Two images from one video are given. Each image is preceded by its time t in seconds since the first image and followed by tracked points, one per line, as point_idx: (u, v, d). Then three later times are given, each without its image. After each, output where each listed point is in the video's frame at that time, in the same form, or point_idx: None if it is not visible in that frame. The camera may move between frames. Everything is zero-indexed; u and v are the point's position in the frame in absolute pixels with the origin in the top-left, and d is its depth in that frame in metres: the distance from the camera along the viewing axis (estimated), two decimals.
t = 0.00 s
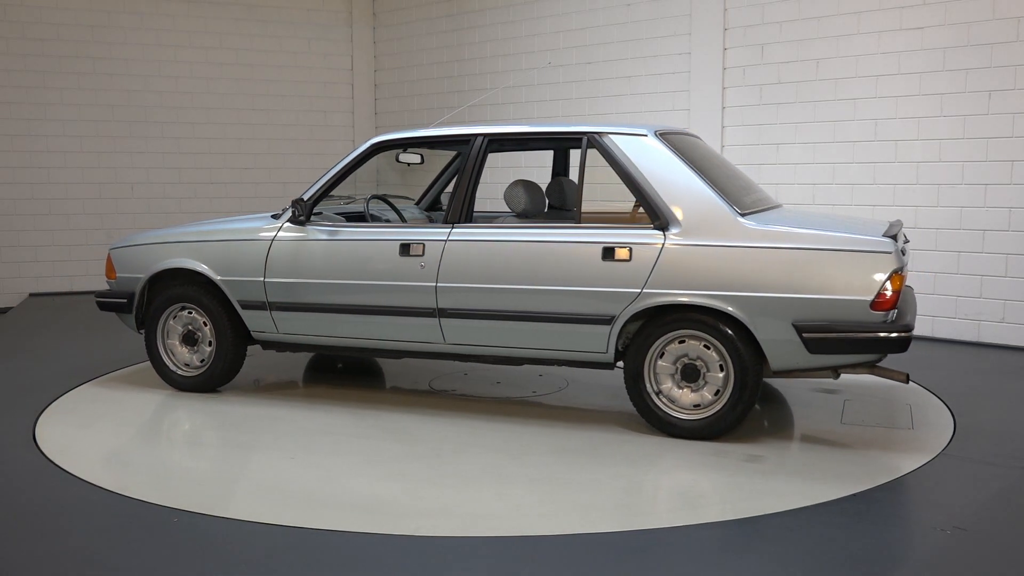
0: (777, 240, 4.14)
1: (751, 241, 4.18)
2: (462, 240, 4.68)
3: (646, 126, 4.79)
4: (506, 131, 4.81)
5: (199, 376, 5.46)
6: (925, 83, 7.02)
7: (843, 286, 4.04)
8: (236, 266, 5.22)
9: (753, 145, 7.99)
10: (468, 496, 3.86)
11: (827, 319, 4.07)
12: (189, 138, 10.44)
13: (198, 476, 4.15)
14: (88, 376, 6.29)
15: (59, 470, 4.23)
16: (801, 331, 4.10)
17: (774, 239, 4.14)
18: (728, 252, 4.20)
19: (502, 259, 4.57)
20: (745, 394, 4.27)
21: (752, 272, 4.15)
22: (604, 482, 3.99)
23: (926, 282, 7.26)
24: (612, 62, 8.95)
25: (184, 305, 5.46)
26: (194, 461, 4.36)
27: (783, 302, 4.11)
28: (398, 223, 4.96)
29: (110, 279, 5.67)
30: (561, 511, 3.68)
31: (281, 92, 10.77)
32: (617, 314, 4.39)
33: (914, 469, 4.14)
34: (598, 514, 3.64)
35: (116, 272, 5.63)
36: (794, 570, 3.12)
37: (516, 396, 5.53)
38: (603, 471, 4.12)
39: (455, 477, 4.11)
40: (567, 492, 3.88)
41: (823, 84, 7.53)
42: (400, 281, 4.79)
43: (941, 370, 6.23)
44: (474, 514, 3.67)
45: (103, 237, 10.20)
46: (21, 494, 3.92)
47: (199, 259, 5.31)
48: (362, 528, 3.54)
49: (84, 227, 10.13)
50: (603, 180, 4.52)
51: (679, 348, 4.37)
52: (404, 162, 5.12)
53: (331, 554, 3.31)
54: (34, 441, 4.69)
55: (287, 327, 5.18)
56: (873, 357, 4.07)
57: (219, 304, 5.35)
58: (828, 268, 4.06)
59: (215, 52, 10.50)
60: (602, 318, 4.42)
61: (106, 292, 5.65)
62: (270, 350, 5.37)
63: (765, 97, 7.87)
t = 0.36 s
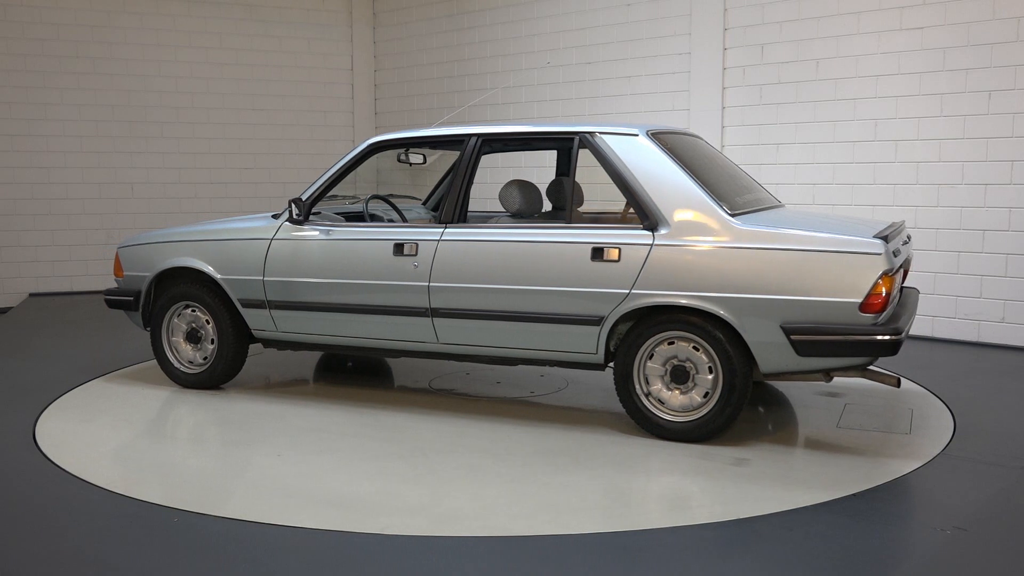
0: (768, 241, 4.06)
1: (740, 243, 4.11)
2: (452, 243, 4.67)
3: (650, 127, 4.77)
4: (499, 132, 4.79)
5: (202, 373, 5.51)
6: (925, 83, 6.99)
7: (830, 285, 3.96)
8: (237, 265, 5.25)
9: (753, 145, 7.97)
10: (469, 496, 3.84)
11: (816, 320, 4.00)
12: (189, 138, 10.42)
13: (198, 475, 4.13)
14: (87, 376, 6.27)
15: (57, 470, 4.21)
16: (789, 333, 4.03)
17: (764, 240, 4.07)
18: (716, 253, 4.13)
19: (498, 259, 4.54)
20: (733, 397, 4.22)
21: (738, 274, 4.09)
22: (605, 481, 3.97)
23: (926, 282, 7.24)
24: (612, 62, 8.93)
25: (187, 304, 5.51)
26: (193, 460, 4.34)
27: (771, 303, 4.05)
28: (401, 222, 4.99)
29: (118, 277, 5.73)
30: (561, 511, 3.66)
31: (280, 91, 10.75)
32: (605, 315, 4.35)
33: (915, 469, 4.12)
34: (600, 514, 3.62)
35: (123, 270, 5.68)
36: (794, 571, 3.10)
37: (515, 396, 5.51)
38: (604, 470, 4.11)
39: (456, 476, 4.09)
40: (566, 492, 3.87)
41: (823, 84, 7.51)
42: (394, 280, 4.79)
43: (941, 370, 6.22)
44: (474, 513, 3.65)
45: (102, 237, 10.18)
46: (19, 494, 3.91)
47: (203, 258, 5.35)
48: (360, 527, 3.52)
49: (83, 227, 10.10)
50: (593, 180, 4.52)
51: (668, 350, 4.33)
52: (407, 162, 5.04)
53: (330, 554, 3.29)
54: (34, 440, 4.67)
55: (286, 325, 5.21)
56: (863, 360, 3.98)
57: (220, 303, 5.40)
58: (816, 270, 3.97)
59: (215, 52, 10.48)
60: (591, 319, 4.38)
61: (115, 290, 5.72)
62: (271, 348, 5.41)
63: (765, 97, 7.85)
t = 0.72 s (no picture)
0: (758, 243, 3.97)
1: (726, 243, 4.04)
2: (445, 243, 4.65)
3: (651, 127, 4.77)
4: (493, 132, 4.76)
5: (205, 370, 5.56)
6: (925, 83, 6.97)
7: (816, 290, 3.87)
8: (242, 265, 5.29)
9: (753, 145, 7.96)
10: (469, 495, 3.83)
11: (805, 323, 3.90)
12: (189, 137, 10.40)
13: (199, 475, 4.11)
14: (88, 377, 6.26)
15: (55, 470, 4.19)
16: (776, 335, 3.95)
17: (754, 241, 3.98)
18: (705, 254, 4.06)
19: (493, 258, 4.51)
20: (721, 400, 4.15)
21: (725, 275, 4.01)
22: (606, 480, 3.95)
23: (926, 282, 7.22)
24: (612, 62, 8.91)
25: (192, 302, 5.57)
26: (194, 460, 4.32)
27: (758, 304, 3.96)
28: (402, 222, 4.93)
29: (127, 276, 5.80)
30: (562, 510, 3.64)
31: (279, 91, 10.74)
32: (594, 315, 4.31)
33: (917, 469, 4.11)
34: (601, 513, 3.60)
35: (132, 269, 5.74)
36: (797, 571, 3.08)
37: (515, 396, 5.49)
38: (605, 469, 4.09)
39: (456, 476, 4.07)
40: (566, 491, 3.85)
41: (823, 84, 7.49)
42: (390, 279, 4.80)
43: (941, 370, 6.20)
44: (476, 513, 3.63)
45: (102, 237, 10.16)
46: (18, 494, 3.89)
47: (209, 259, 5.40)
48: (357, 528, 3.51)
49: (84, 228, 10.08)
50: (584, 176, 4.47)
51: (657, 351, 4.27)
52: (410, 162, 5.01)
53: (331, 553, 3.27)
54: (34, 440, 4.66)
55: (285, 323, 5.25)
56: (852, 363, 3.89)
57: (223, 302, 5.44)
58: (804, 276, 3.88)
59: (215, 52, 10.47)
60: (581, 319, 4.34)
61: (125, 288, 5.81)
62: (273, 346, 5.46)
63: (765, 97, 7.84)
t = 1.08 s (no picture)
0: (745, 244, 3.91)
1: (715, 245, 3.97)
2: (441, 241, 4.63)
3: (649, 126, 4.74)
4: (486, 132, 4.73)
5: (211, 368, 5.60)
6: (925, 83, 6.95)
7: (805, 288, 3.79)
8: (245, 264, 5.31)
9: (753, 145, 7.94)
10: (470, 495, 3.81)
11: (792, 325, 3.83)
12: (189, 137, 10.38)
13: (199, 474, 4.10)
14: (87, 376, 6.24)
15: (54, 470, 4.17)
16: (763, 337, 3.88)
17: (739, 242, 3.92)
18: (691, 256, 4.01)
19: (491, 257, 4.48)
20: (708, 403, 4.08)
21: (714, 275, 3.95)
22: (608, 480, 3.94)
23: (926, 282, 7.20)
24: (612, 62, 8.89)
25: (196, 300, 5.61)
26: (194, 460, 4.30)
27: (744, 305, 3.90)
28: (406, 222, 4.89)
29: (135, 274, 5.86)
30: (564, 510, 3.62)
31: (279, 91, 10.72)
32: (582, 315, 4.27)
33: (918, 469, 4.10)
34: (604, 514, 3.58)
35: (140, 267, 5.80)
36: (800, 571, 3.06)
37: (514, 396, 5.47)
38: (607, 468, 4.08)
39: (457, 475, 4.06)
40: (566, 491, 3.83)
41: (823, 84, 7.47)
42: (385, 279, 4.80)
43: (942, 369, 6.19)
44: (477, 513, 3.62)
45: (102, 237, 10.13)
46: (17, 494, 3.87)
47: (214, 258, 5.42)
48: (356, 528, 3.49)
49: (84, 228, 10.05)
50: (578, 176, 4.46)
51: (645, 352, 4.21)
52: (411, 162, 5.00)
53: (331, 553, 3.25)
54: (34, 440, 4.64)
55: (284, 322, 5.26)
56: (841, 366, 3.80)
57: (225, 300, 5.47)
58: (794, 278, 3.80)
59: (215, 52, 10.45)
60: (569, 319, 4.31)
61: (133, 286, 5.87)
62: (275, 345, 5.48)
63: (765, 97, 7.82)
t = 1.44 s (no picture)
0: (731, 245, 3.84)
1: (701, 247, 3.91)
2: (439, 236, 4.62)
3: (648, 126, 4.71)
4: (477, 132, 4.72)
5: (215, 365, 5.68)
6: (925, 83, 6.94)
7: (790, 291, 3.70)
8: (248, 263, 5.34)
9: (753, 145, 7.93)
10: (470, 494, 3.80)
11: (776, 327, 3.74)
12: (189, 137, 10.36)
13: (200, 474, 4.08)
14: (88, 376, 6.22)
15: (53, 470, 4.15)
16: (748, 340, 3.81)
17: (726, 243, 3.85)
18: (677, 258, 3.95)
19: (487, 256, 4.44)
20: (692, 406, 4.02)
21: (701, 277, 3.89)
22: (609, 479, 3.92)
23: (926, 282, 7.19)
24: (612, 62, 8.88)
25: (201, 299, 5.69)
26: (195, 459, 4.29)
27: (729, 308, 3.83)
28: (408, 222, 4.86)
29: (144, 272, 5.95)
30: (566, 510, 3.61)
31: (278, 91, 10.71)
32: (570, 316, 4.23)
33: (919, 468, 4.09)
34: (605, 513, 3.57)
35: (148, 266, 5.89)
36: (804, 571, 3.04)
37: (514, 396, 5.46)
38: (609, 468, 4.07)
39: (458, 475, 4.04)
40: (566, 490, 3.82)
41: (823, 84, 7.46)
42: (380, 279, 4.79)
43: (942, 369, 6.17)
44: (478, 512, 3.60)
45: (102, 237, 10.11)
46: (17, 493, 3.85)
47: (219, 257, 5.47)
48: (355, 527, 3.47)
49: (83, 228, 10.03)
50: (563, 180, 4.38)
51: (633, 354, 4.16)
52: (414, 162, 4.95)
53: (333, 553, 3.23)
54: (33, 440, 4.62)
55: (284, 320, 5.29)
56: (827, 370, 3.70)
57: (228, 299, 5.54)
58: (780, 281, 3.72)
59: (215, 52, 10.44)
60: (557, 320, 4.27)
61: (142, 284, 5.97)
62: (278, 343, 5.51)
63: (765, 97, 7.80)
